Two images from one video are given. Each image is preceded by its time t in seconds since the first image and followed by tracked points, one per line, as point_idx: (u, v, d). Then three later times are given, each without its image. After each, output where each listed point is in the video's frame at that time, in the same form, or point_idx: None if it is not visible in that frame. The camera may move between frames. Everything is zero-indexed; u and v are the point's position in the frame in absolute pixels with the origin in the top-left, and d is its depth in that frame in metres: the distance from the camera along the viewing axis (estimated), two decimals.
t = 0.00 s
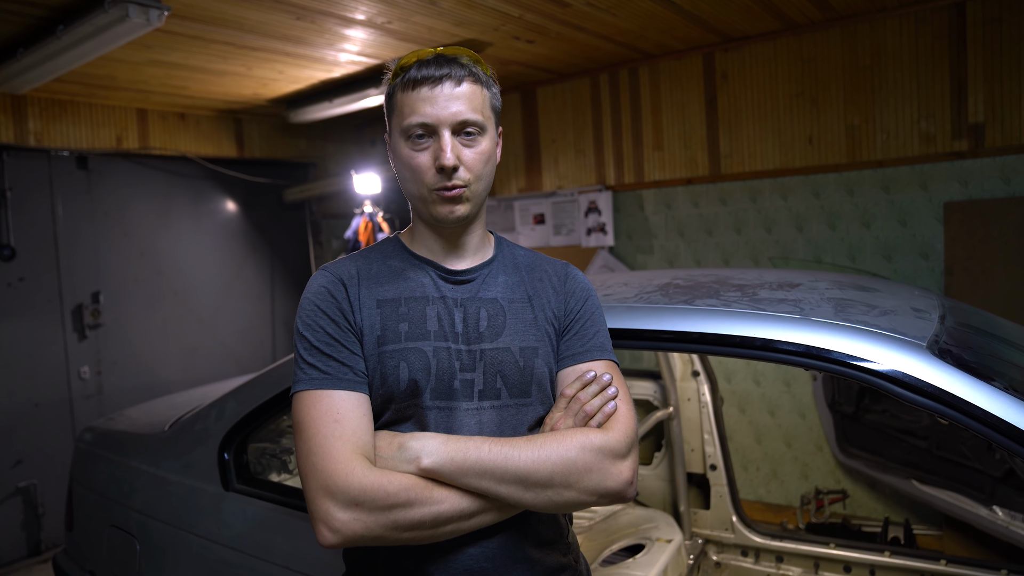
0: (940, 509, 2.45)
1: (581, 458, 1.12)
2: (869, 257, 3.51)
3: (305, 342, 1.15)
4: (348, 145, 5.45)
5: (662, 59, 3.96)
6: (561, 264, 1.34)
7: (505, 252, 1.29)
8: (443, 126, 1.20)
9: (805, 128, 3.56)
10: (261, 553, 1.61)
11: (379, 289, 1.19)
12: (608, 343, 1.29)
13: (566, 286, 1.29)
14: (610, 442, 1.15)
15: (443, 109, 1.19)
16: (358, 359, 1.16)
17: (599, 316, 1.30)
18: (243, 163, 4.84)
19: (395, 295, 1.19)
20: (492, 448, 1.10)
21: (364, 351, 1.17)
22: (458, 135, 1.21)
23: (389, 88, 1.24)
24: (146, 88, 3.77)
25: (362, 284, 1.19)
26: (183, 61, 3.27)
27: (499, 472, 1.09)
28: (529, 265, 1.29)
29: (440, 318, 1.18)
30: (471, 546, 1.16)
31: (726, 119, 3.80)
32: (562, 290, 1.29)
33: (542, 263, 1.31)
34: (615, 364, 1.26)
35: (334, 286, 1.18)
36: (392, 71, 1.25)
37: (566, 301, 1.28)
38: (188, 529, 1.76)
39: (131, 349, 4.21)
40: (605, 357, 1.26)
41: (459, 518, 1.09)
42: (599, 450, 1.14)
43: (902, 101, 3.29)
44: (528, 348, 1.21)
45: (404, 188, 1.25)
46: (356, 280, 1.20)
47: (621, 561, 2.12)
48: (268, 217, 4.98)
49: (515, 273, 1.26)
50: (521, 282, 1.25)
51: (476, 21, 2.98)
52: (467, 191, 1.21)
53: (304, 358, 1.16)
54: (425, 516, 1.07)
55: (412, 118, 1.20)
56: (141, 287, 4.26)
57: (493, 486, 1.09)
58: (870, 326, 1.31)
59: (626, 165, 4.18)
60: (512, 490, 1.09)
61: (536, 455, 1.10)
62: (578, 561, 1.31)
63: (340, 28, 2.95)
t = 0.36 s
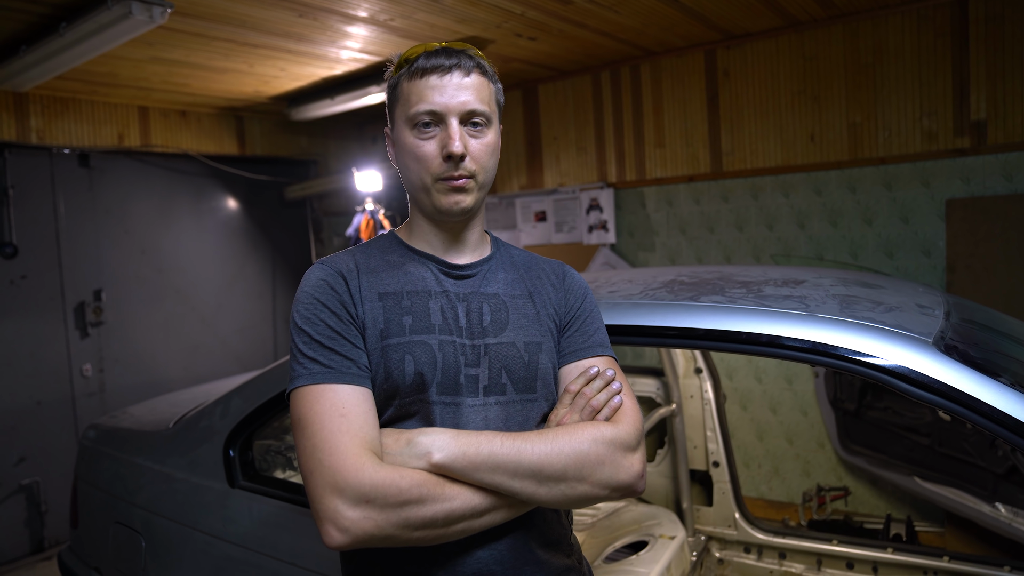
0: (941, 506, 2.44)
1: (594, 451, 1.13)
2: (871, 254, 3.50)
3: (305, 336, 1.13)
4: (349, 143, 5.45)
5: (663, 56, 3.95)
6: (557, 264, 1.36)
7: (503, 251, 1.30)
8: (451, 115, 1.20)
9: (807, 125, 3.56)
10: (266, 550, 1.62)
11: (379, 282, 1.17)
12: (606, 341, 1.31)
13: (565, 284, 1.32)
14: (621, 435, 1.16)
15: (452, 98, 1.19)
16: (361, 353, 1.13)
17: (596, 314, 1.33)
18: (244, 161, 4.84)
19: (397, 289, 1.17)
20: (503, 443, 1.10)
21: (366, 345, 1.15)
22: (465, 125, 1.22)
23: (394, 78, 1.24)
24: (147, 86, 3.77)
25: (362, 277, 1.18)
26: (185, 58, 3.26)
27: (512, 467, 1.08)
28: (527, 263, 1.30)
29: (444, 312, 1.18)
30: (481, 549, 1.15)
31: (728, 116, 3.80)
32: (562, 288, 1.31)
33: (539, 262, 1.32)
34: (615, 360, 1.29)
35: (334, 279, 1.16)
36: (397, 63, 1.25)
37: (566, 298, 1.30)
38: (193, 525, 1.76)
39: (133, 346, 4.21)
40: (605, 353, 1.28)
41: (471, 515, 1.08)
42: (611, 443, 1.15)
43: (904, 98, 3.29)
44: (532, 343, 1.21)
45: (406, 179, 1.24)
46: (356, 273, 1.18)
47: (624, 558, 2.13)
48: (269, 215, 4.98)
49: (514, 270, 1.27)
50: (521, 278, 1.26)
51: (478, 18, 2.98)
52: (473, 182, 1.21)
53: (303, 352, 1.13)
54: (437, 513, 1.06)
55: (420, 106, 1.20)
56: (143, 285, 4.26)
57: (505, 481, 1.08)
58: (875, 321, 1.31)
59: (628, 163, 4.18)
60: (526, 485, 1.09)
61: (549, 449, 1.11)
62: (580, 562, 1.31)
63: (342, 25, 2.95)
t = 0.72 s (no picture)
0: (939, 504, 2.45)
1: (605, 451, 1.15)
2: (870, 253, 3.51)
3: (312, 329, 1.11)
4: (349, 142, 5.45)
5: (663, 56, 3.96)
6: (554, 268, 1.38)
7: (503, 255, 1.31)
8: (458, 110, 1.20)
9: (807, 125, 3.57)
10: (268, 548, 1.62)
11: (387, 278, 1.17)
12: (605, 344, 1.34)
13: (564, 287, 1.34)
14: (628, 436, 1.19)
15: (458, 94, 1.20)
16: (371, 348, 1.12)
17: (594, 318, 1.35)
18: (245, 160, 4.84)
19: (405, 285, 1.17)
20: (518, 442, 1.11)
21: (375, 340, 1.14)
22: (471, 120, 1.22)
23: (396, 77, 1.24)
24: (148, 84, 3.77)
25: (370, 272, 1.17)
26: (186, 57, 3.26)
27: (526, 467, 1.09)
28: (527, 266, 1.32)
29: (453, 310, 1.18)
30: (490, 552, 1.15)
31: (728, 115, 3.81)
32: (562, 291, 1.33)
33: (537, 266, 1.35)
34: (613, 363, 1.31)
35: (342, 272, 1.15)
36: (397, 62, 1.25)
37: (567, 301, 1.33)
38: (195, 524, 1.77)
39: (132, 345, 4.21)
40: (604, 356, 1.31)
41: (484, 517, 1.09)
42: (620, 444, 1.17)
43: (903, 97, 3.30)
44: (538, 344, 1.23)
45: (412, 176, 1.24)
46: (364, 267, 1.17)
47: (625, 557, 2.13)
48: (268, 213, 4.98)
49: (516, 273, 1.29)
50: (523, 280, 1.28)
51: (479, 17, 2.98)
52: (481, 176, 1.22)
53: (309, 346, 1.10)
54: (453, 513, 1.06)
55: (426, 103, 1.20)
56: (142, 284, 4.26)
57: (520, 481, 1.09)
58: (877, 320, 1.32)
59: (628, 162, 4.19)
60: (540, 486, 1.10)
61: (563, 448, 1.12)
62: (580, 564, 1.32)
63: (343, 25, 2.95)
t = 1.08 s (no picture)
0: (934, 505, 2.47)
1: (616, 451, 1.14)
2: (863, 254, 3.54)
3: (321, 336, 1.13)
4: (343, 144, 5.45)
5: (658, 59, 3.98)
6: (570, 266, 1.38)
7: (517, 254, 1.32)
8: (458, 116, 1.21)
9: (800, 128, 3.60)
10: (269, 550, 1.62)
11: (395, 282, 1.19)
12: (622, 341, 1.34)
13: (580, 285, 1.34)
14: (642, 434, 1.18)
15: (457, 100, 1.20)
16: (379, 352, 1.14)
17: (611, 315, 1.35)
18: (239, 161, 4.83)
19: (413, 289, 1.19)
20: (525, 443, 1.11)
21: (384, 345, 1.15)
22: (472, 125, 1.23)
23: (397, 84, 1.26)
24: (143, 86, 3.76)
25: (378, 277, 1.19)
26: (182, 58, 3.26)
27: (534, 468, 1.10)
28: (541, 265, 1.32)
29: (461, 312, 1.19)
30: (501, 552, 1.16)
31: (723, 118, 3.83)
32: (577, 289, 1.33)
33: (553, 264, 1.35)
34: (630, 360, 1.31)
35: (350, 279, 1.17)
36: (398, 69, 1.26)
37: (581, 299, 1.32)
38: (195, 525, 1.77)
39: (127, 347, 4.20)
40: (621, 353, 1.31)
41: (492, 518, 1.10)
42: (633, 442, 1.16)
43: (896, 101, 3.32)
44: (551, 344, 1.23)
45: (417, 183, 1.25)
46: (372, 273, 1.19)
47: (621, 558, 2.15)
48: (263, 215, 4.97)
49: (528, 272, 1.29)
50: (536, 279, 1.28)
51: (476, 20, 2.99)
52: (484, 181, 1.22)
53: (319, 352, 1.13)
54: (459, 515, 1.07)
55: (426, 111, 1.21)
56: (137, 285, 4.25)
57: (528, 482, 1.10)
58: (875, 322, 1.33)
59: (623, 164, 4.21)
60: (548, 487, 1.10)
61: (571, 449, 1.12)
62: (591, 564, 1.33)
63: (340, 27, 2.95)
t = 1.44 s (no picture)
0: (930, 506, 2.46)
1: (621, 451, 1.14)
2: (860, 256, 3.55)
3: (325, 339, 1.13)
4: (341, 145, 5.45)
5: (655, 61, 3.99)
6: (571, 267, 1.38)
7: (519, 255, 1.32)
8: (459, 117, 1.21)
9: (797, 130, 3.60)
10: (267, 551, 1.62)
11: (398, 285, 1.19)
12: (623, 341, 1.34)
13: (581, 286, 1.34)
14: (645, 434, 1.18)
15: (458, 101, 1.21)
16: (383, 354, 1.14)
17: (612, 315, 1.35)
18: (237, 162, 4.83)
19: (416, 291, 1.19)
20: (530, 443, 1.11)
21: (387, 346, 1.15)
22: (473, 126, 1.23)
23: (398, 86, 1.26)
24: (141, 86, 3.76)
25: (381, 280, 1.19)
26: (179, 59, 3.26)
27: (539, 468, 1.10)
28: (543, 266, 1.32)
29: (465, 313, 1.19)
30: (506, 553, 1.16)
31: (721, 120, 3.83)
32: (578, 289, 1.33)
33: (554, 265, 1.35)
34: (632, 360, 1.31)
35: (353, 281, 1.17)
36: (399, 71, 1.27)
37: (583, 299, 1.32)
38: (192, 526, 1.76)
39: (124, 349, 4.19)
40: (623, 353, 1.31)
41: (498, 519, 1.09)
42: (637, 442, 1.16)
43: (893, 103, 3.33)
44: (553, 344, 1.23)
45: (418, 184, 1.25)
46: (375, 275, 1.19)
47: (618, 558, 2.15)
48: (260, 216, 4.97)
49: (530, 273, 1.29)
50: (538, 280, 1.28)
51: (474, 22, 2.99)
52: (486, 181, 1.22)
53: (323, 355, 1.13)
54: (465, 516, 1.07)
55: (427, 112, 1.21)
56: (134, 286, 4.24)
57: (533, 483, 1.10)
58: (874, 323, 1.34)
59: (621, 166, 4.21)
60: (553, 487, 1.10)
61: (576, 449, 1.12)
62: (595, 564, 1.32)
63: (338, 28, 2.95)
